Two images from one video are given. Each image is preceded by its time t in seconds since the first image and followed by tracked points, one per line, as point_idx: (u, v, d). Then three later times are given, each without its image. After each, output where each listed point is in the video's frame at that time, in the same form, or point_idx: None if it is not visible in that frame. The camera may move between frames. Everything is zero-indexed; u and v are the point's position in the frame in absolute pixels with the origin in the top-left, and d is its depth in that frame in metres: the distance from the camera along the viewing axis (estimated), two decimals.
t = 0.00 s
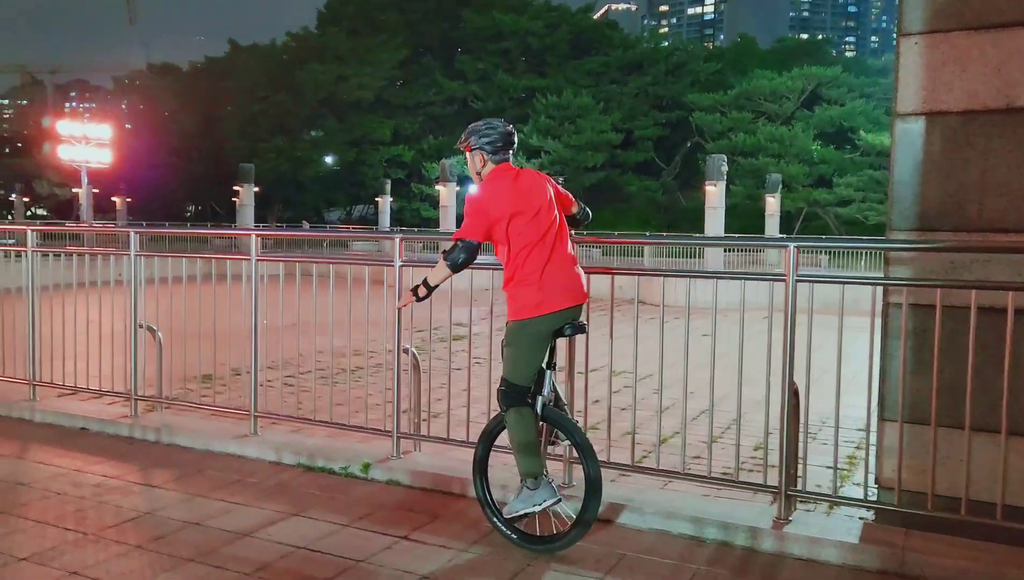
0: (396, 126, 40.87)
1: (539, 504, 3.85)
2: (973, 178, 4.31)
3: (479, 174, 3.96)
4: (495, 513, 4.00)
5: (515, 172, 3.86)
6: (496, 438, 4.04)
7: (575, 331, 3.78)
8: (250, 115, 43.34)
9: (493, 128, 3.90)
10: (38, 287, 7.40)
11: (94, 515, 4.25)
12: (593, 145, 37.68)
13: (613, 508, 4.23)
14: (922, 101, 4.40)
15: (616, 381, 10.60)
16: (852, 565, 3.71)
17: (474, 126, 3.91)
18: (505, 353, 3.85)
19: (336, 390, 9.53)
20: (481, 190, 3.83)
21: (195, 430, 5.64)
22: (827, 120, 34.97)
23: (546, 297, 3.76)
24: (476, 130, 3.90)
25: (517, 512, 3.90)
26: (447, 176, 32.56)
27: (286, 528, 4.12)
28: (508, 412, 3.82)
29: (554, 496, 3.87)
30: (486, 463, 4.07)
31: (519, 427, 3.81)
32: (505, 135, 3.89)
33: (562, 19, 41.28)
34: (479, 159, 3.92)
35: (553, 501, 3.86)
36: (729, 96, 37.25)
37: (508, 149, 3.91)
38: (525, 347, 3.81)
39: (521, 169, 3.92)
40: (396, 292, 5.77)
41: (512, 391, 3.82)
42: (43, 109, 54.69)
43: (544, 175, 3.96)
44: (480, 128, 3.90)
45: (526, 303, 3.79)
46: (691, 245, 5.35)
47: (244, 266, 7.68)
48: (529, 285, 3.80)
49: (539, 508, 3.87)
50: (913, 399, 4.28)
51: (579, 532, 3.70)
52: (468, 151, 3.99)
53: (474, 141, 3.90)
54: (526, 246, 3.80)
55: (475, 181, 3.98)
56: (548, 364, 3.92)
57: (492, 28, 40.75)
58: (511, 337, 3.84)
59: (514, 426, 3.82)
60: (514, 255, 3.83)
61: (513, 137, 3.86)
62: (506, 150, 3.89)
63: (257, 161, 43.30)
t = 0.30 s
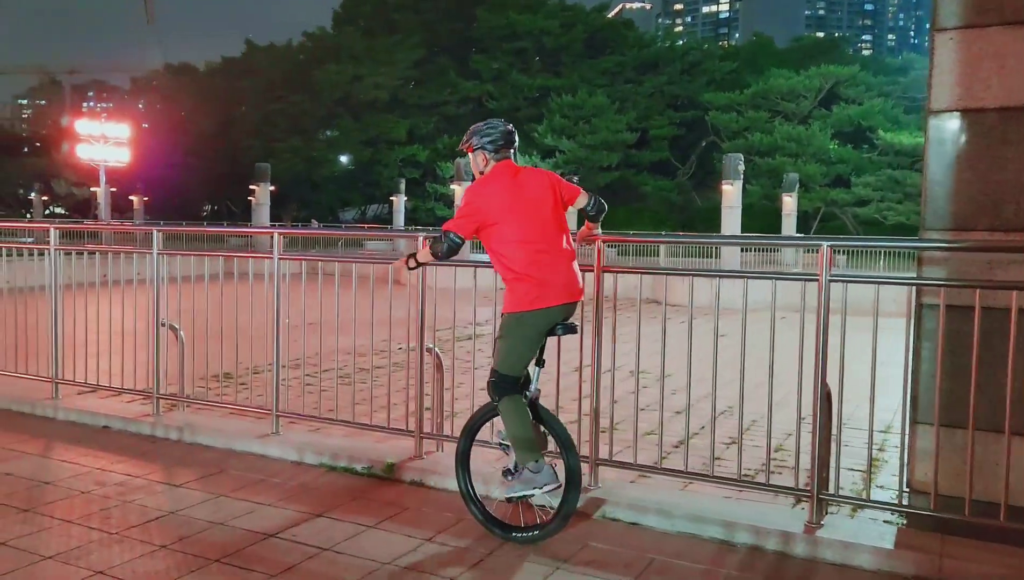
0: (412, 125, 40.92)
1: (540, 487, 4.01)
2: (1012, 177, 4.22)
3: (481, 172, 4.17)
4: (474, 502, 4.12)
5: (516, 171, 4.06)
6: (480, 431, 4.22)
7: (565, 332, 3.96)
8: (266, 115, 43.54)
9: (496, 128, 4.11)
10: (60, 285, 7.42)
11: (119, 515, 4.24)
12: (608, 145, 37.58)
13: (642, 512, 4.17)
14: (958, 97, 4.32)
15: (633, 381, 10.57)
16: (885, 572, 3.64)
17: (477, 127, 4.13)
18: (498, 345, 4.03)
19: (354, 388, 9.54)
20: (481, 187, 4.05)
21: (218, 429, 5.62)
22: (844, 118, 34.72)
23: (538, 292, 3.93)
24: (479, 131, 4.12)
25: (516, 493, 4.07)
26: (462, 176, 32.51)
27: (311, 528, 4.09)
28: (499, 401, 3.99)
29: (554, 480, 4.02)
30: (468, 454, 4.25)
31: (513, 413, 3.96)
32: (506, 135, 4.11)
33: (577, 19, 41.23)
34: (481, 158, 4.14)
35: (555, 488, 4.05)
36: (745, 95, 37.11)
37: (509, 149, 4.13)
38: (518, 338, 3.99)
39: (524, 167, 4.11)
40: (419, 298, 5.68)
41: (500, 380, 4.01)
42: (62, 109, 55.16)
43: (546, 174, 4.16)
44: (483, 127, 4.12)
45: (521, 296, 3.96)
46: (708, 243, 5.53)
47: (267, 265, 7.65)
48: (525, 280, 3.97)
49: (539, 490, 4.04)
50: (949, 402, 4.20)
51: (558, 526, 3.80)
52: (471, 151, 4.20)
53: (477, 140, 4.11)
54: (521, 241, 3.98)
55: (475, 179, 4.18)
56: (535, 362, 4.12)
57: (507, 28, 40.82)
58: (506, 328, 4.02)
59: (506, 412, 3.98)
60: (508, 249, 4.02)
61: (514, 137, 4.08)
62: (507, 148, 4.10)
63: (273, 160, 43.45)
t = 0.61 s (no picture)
0: (431, 125, 40.89)
1: (531, 470, 3.87)
2: None
3: (460, 166, 4.16)
4: (465, 505, 4.05)
5: (499, 165, 4.08)
6: (466, 430, 4.12)
7: (549, 328, 3.99)
8: (286, 115, 43.67)
9: (476, 122, 4.12)
10: (82, 286, 7.40)
11: (140, 520, 4.16)
12: (628, 145, 37.36)
13: (674, 522, 4.03)
14: (1006, 92, 4.15)
15: (654, 384, 10.57)
16: None
17: (457, 120, 4.12)
18: (479, 336, 4.00)
19: (374, 389, 9.48)
20: (467, 179, 4.02)
21: (240, 432, 5.53)
22: (868, 118, 34.32)
23: (523, 288, 3.94)
24: (458, 124, 4.11)
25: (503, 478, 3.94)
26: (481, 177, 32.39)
27: (335, 536, 3.99)
28: (481, 391, 3.92)
29: (546, 462, 3.90)
30: (454, 455, 4.14)
31: (498, 402, 3.88)
32: (486, 129, 4.13)
33: (597, 18, 41.08)
34: (460, 151, 4.13)
35: (547, 470, 3.92)
36: (767, 94, 36.78)
37: (487, 144, 4.14)
38: (503, 332, 3.96)
39: (504, 163, 4.14)
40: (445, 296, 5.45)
41: (481, 371, 3.97)
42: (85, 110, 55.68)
43: (525, 170, 4.18)
44: (463, 121, 4.12)
45: (507, 291, 3.94)
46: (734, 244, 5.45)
47: (289, 265, 7.57)
48: (509, 275, 3.98)
49: (529, 474, 3.89)
50: (998, 411, 4.03)
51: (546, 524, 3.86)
52: (449, 144, 4.19)
53: (456, 133, 4.10)
54: (507, 235, 3.99)
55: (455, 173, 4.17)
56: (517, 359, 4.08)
57: (526, 27, 40.74)
58: (490, 321, 3.98)
59: (490, 402, 3.90)
60: (493, 244, 4.02)
61: (494, 131, 4.09)
62: (487, 142, 4.12)
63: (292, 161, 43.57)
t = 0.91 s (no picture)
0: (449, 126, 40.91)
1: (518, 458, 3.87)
2: None
3: (455, 170, 4.14)
4: (460, 508, 4.05)
5: (493, 170, 4.06)
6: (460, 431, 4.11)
7: (542, 333, 3.99)
8: (305, 115, 43.82)
9: (471, 126, 4.09)
10: (105, 286, 7.36)
11: (164, 529, 4.07)
12: (647, 146, 37.17)
13: (713, 535, 3.90)
14: None
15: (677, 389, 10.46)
16: None
17: (452, 124, 4.10)
18: (466, 333, 4.00)
19: (394, 391, 9.42)
20: (461, 182, 4.00)
21: (264, 438, 5.45)
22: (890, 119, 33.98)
23: (518, 291, 3.94)
24: (453, 128, 4.09)
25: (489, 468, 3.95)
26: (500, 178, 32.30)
27: (363, 547, 3.89)
28: (465, 383, 3.94)
29: (530, 453, 3.90)
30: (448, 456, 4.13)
31: (481, 394, 3.92)
32: (482, 134, 4.10)
33: (616, 18, 41.02)
34: (455, 155, 4.11)
35: (531, 461, 3.92)
36: (788, 95, 36.53)
37: (484, 147, 4.10)
38: (494, 334, 3.96)
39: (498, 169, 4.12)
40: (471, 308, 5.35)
41: (463, 365, 3.98)
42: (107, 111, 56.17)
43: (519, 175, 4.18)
44: (459, 126, 4.10)
45: (499, 293, 3.95)
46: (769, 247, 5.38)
47: (313, 267, 7.50)
48: (503, 278, 3.97)
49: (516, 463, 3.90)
50: None
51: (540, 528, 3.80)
52: (445, 147, 4.16)
53: (452, 137, 4.08)
54: (501, 240, 3.98)
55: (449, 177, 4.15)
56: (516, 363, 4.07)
57: (545, 28, 40.73)
58: (480, 322, 3.98)
59: (474, 395, 3.92)
60: (487, 250, 4.01)
61: (490, 135, 4.06)
62: (483, 146, 4.09)
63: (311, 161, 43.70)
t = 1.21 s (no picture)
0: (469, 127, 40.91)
1: (499, 444, 4.00)
2: None
3: (459, 172, 4.25)
4: (457, 500, 4.12)
5: (496, 171, 4.16)
6: (460, 424, 4.22)
7: (543, 331, 4.06)
8: (325, 117, 43.99)
9: (476, 128, 4.19)
10: (139, 285, 7.32)
11: (209, 531, 4.01)
12: (667, 148, 36.98)
13: (773, 546, 3.79)
14: None
15: (701, 395, 10.42)
16: None
17: (457, 125, 4.22)
18: (462, 323, 4.13)
19: (420, 392, 9.42)
20: (465, 182, 4.11)
21: (303, 438, 5.40)
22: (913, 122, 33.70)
23: (518, 289, 4.03)
24: (458, 130, 4.21)
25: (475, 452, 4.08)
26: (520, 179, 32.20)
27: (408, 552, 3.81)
28: (455, 366, 4.09)
29: (513, 440, 4.00)
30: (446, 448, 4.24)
31: (471, 379, 4.05)
32: (487, 134, 4.20)
33: (635, 20, 40.96)
34: (460, 157, 4.22)
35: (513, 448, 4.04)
36: (810, 97, 36.30)
37: (489, 149, 4.20)
38: (493, 328, 4.07)
39: (504, 169, 4.21)
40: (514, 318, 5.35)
41: (457, 350, 4.10)
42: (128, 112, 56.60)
43: (523, 177, 4.25)
44: (463, 127, 4.21)
45: (499, 290, 4.06)
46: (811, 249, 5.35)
47: (345, 267, 7.39)
48: (505, 276, 4.07)
49: (499, 449, 4.02)
50: None
51: (538, 521, 3.82)
52: (450, 150, 4.28)
53: (456, 138, 4.20)
54: (502, 239, 4.07)
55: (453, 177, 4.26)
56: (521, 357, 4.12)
57: (565, 30, 40.72)
58: (480, 316, 4.09)
59: (464, 380, 4.06)
60: (489, 248, 4.11)
61: (494, 137, 4.15)
62: (487, 147, 4.18)
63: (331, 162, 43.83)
